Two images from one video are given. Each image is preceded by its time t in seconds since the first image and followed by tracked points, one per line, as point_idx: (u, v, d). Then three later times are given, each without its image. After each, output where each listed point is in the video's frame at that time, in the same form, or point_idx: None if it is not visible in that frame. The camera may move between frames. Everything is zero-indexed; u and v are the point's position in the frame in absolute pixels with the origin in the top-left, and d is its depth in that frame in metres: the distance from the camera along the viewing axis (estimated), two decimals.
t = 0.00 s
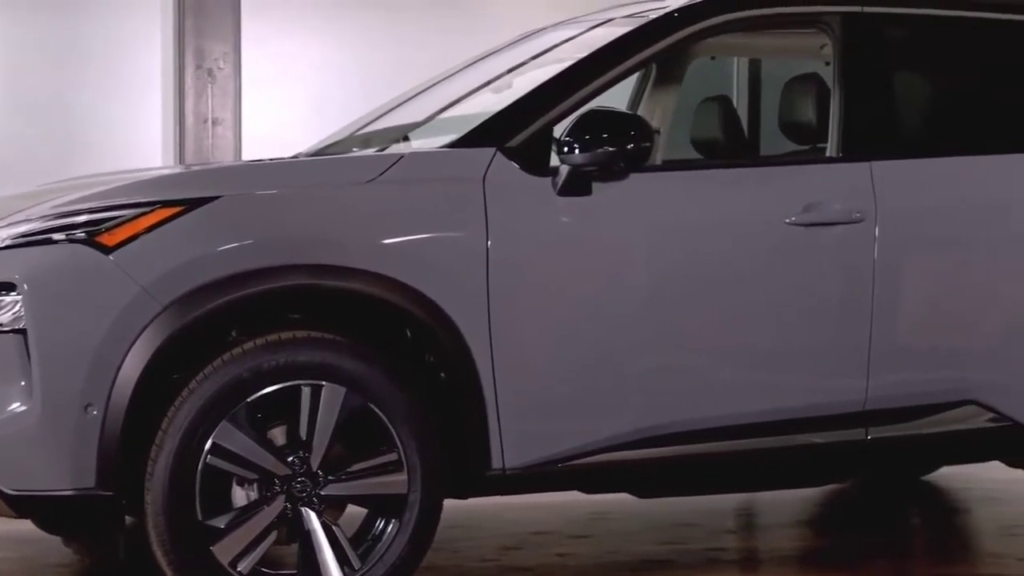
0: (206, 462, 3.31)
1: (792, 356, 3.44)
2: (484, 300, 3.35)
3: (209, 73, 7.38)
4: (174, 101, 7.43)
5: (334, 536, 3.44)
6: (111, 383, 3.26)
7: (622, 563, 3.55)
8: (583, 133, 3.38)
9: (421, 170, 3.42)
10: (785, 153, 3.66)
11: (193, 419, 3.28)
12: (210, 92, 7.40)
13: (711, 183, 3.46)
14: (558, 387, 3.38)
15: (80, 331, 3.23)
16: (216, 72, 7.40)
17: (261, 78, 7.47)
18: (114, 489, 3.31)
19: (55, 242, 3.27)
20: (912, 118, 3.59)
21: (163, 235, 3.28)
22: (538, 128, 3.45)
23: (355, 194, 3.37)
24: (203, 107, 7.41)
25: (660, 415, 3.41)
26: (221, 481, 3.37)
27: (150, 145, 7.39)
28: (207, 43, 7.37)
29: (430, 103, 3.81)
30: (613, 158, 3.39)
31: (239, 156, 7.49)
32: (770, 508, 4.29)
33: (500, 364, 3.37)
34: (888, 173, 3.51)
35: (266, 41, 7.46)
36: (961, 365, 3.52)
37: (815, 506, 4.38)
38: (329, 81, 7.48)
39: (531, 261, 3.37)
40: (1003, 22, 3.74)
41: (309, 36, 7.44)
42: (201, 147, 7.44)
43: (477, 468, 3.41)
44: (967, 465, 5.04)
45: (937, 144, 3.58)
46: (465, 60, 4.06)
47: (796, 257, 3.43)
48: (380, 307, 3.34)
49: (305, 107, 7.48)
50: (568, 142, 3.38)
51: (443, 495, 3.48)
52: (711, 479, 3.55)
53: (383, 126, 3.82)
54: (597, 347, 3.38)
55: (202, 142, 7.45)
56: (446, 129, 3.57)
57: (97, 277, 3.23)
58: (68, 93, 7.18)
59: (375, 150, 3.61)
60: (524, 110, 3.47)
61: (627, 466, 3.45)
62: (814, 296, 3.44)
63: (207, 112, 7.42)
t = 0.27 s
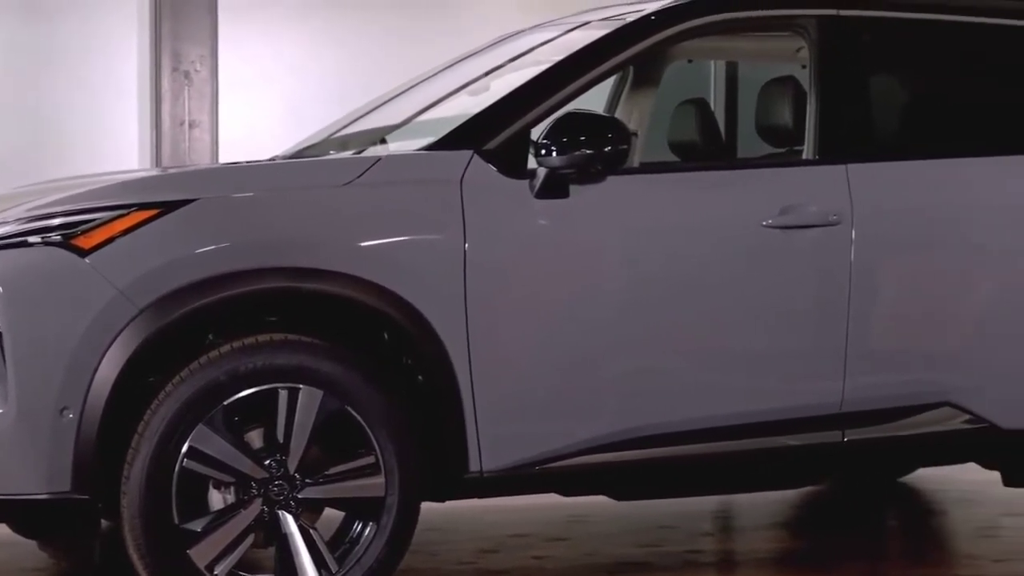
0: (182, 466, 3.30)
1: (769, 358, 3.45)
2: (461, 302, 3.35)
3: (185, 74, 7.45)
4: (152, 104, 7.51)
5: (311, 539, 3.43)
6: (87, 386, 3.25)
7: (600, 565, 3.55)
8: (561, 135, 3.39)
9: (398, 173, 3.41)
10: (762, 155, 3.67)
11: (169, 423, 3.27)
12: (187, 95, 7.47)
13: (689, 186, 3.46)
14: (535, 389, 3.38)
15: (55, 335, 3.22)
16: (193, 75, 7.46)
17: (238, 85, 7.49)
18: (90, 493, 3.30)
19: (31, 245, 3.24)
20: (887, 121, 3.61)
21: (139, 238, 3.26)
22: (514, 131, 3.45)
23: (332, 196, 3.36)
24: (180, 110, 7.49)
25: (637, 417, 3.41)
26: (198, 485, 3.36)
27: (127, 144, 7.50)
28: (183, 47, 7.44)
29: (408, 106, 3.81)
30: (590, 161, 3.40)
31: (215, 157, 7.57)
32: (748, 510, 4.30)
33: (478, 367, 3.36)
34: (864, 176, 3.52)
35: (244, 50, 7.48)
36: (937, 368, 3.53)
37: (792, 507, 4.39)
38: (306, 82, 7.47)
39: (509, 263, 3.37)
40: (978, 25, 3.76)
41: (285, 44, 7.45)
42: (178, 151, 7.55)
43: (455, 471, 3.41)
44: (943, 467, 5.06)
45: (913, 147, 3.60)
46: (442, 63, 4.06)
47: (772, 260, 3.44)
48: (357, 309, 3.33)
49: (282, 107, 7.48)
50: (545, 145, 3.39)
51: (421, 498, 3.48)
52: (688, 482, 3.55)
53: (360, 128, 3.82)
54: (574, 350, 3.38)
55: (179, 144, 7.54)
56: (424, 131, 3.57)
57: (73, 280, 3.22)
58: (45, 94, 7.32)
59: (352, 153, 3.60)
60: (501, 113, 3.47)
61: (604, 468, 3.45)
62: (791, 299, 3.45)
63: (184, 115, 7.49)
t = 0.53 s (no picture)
0: (166, 469, 3.30)
1: (753, 361, 3.45)
2: (445, 305, 3.35)
3: (169, 78, 7.36)
4: (137, 107, 7.45)
5: (295, 543, 3.42)
6: (70, 390, 3.22)
7: (585, 568, 3.55)
8: (545, 138, 3.38)
9: (382, 176, 3.40)
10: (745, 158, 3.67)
11: (153, 426, 3.26)
12: (171, 97, 7.38)
13: (673, 189, 3.46)
14: (519, 392, 3.38)
15: (37, 338, 3.18)
16: (177, 78, 7.37)
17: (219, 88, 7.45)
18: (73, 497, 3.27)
19: (13, 249, 3.22)
20: (870, 124, 3.62)
21: (122, 241, 3.24)
22: (498, 134, 3.45)
23: (315, 199, 3.36)
24: (164, 113, 7.40)
25: (621, 420, 3.42)
26: (182, 489, 3.35)
27: (111, 149, 7.46)
28: (166, 48, 7.36)
29: (391, 109, 3.81)
30: (574, 164, 3.40)
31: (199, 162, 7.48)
32: (732, 513, 4.30)
33: (462, 370, 3.36)
34: (848, 178, 3.53)
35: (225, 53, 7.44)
36: (921, 370, 3.54)
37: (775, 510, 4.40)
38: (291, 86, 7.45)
39: (493, 266, 3.36)
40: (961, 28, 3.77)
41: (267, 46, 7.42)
42: (162, 154, 7.44)
43: (439, 474, 3.41)
44: (924, 471, 5.08)
45: (896, 149, 3.61)
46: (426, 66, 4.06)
47: (756, 263, 3.44)
48: (342, 312, 3.33)
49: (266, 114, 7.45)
50: (530, 148, 3.37)
51: (405, 501, 3.48)
52: (673, 486, 3.54)
53: (344, 132, 3.81)
54: (558, 352, 3.38)
55: (163, 147, 7.44)
56: (407, 134, 3.56)
57: (55, 283, 3.20)
58: (31, 95, 7.31)
59: (336, 156, 3.60)
60: (485, 116, 3.47)
61: (588, 472, 3.45)
62: (774, 301, 3.45)
63: (168, 118, 7.41)
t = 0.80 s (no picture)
0: (144, 474, 3.28)
1: (731, 365, 3.46)
2: (424, 310, 3.35)
3: (146, 82, 7.61)
4: (114, 109, 7.69)
5: (273, 549, 3.41)
6: (47, 396, 3.19)
7: (564, 572, 3.55)
8: (524, 143, 3.39)
9: (360, 180, 3.40)
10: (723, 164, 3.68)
11: (131, 431, 3.25)
12: (148, 103, 7.63)
13: (651, 194, 3.47)
14: (498, 397, 3.38)
15: (14, 343, 3.16)
16: (154, 81, 7.63)
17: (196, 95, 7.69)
18: (50, 503, 3.24)
19: None
20: (849, 130, 3.63)
21: (100, 245, 3.23)
22: (476, 139, 3.46)
23: (294, 204, 3.35)
24: (140, 116, 7.64)
25: (600, 424, 3.42)
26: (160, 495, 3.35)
27: (89, 153, 7.67)
28: (143, 52, 7.59)
29: (370, 113, 3.81)
30: (553, 169, 3.40)
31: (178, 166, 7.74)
32: (711, 517, 4.31)
33: (441, 375, 3.36)
34: (825, 183, 3.54)
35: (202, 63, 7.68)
36: (898, 374, 3.55)
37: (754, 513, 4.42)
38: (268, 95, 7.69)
39: (471, 271, 3.36)
40: (940, 34, 3.77)
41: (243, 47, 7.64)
42: (140, 158, 7.69)
43: (417, 479, 3.40)
44: (904, 474, 5.11)
45: (874, 155, 3.62)
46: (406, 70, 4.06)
47: (734, 267, 3.45)
48: (321, 316, 3.31)
49: (242, 118, 7.69)
50: (509, 152, 3.38)
51: (384, 506, 3.47)
52: (653, 491, 3.54)
53: (323, 136, 3.81)
54: (537, 357, 3.38)
55: (140, 152, 7.70)
56: (386, 139, 3.56)
57: (33, 288, 3.17)
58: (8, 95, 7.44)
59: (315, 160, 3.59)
60: (463, 121, 3.47)
61: (567, 476, 3.44)
62: (753, 306, 3.46)
63: (145, 122, 7.65)
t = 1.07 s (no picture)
0: (122, 478, 3.27)
1: (710, 368, 3.46)
2: (403, 314, 3.33)
3: (125, 85, 7.31)
4: (92, 116, 7.41)
5: (251, 553, 3.40)
6: (25, 399, 3.17)
7: None
8: (502, 147, 3.38)
9: (339, 184, 3.39)
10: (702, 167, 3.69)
11: (109, 434, 3.23)
12: (127, 106, 7.34)
13: (631, 197, 3.47)
14: (477, 401, 3.37)
15: None
16: (133, 84, 7.33)
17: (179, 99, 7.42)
18: (26, 506, 3.23)
19: None
20: (827, 134, 3.64)
21: (77, 249, 3.19)
22: (455, 143, 3.45)
23: (273, 207, 3.33)
24: (119, 121, 7.36)
25: (579, 428, 3.42)
26: (138, 500, 3.35)
27: (69, 155, 7.42)
28: (122, 56, 7.30)
29: (349, 116, 3.80)
30: (532, 172, 3.40)
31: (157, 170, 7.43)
32: (690, 520, 4.32)
33: (420, 378, 3.34)
34: (804, 187, 3.55)
35: (183, 68, 7.41)
36: (876, 377, 3.56)
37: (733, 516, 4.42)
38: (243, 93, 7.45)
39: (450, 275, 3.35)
40: (917, 37, 3.79)
41: (222, 56, 7.41)
42: (119, 161, 7.40)
43: (396, 483, 3.39)
44: (881, 477, 5.13)
45: (852, 158, 3.63)
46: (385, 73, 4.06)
47: (714, 271, 3.46)
48: (300, 321, 3.28)
49: (224, 120, 7.46)
50: (487, 156, 3.38)
51: (363, 510, 3.46)
52: (631, 495, 3.54)
53: (301, 139, 3.80)
54: (516, 361, 3.38)
55: (118, 157, 7.41)
56: (365, 142, 3.55)
57: (9, 291, 3.14)
58: None
59: (293, 163, 3.58)
60: (442, 124, 3.46)
61: (546, 480, 3.44)
62: (732, 309, 3.46)
63: (123, 126, 7.37)
